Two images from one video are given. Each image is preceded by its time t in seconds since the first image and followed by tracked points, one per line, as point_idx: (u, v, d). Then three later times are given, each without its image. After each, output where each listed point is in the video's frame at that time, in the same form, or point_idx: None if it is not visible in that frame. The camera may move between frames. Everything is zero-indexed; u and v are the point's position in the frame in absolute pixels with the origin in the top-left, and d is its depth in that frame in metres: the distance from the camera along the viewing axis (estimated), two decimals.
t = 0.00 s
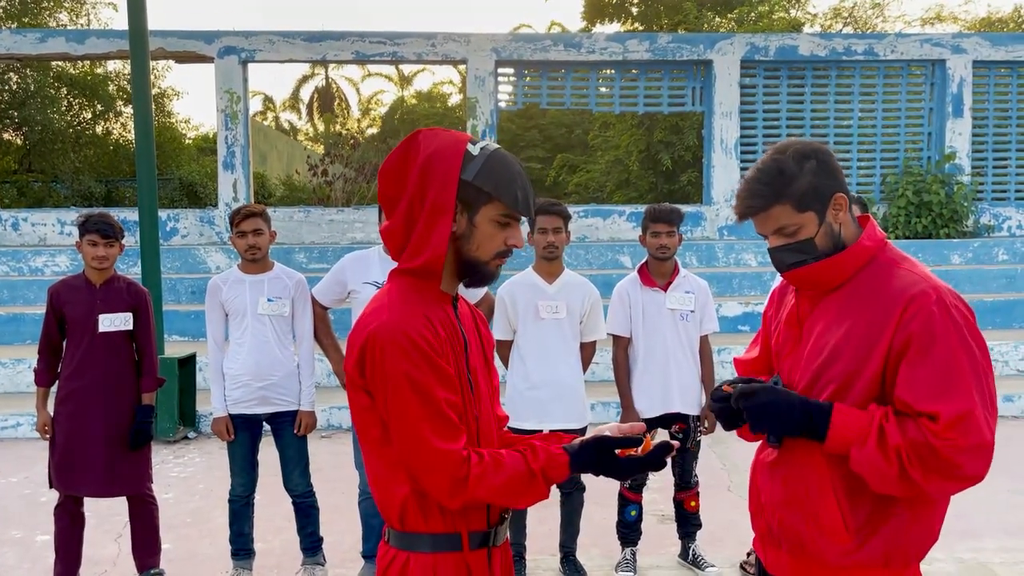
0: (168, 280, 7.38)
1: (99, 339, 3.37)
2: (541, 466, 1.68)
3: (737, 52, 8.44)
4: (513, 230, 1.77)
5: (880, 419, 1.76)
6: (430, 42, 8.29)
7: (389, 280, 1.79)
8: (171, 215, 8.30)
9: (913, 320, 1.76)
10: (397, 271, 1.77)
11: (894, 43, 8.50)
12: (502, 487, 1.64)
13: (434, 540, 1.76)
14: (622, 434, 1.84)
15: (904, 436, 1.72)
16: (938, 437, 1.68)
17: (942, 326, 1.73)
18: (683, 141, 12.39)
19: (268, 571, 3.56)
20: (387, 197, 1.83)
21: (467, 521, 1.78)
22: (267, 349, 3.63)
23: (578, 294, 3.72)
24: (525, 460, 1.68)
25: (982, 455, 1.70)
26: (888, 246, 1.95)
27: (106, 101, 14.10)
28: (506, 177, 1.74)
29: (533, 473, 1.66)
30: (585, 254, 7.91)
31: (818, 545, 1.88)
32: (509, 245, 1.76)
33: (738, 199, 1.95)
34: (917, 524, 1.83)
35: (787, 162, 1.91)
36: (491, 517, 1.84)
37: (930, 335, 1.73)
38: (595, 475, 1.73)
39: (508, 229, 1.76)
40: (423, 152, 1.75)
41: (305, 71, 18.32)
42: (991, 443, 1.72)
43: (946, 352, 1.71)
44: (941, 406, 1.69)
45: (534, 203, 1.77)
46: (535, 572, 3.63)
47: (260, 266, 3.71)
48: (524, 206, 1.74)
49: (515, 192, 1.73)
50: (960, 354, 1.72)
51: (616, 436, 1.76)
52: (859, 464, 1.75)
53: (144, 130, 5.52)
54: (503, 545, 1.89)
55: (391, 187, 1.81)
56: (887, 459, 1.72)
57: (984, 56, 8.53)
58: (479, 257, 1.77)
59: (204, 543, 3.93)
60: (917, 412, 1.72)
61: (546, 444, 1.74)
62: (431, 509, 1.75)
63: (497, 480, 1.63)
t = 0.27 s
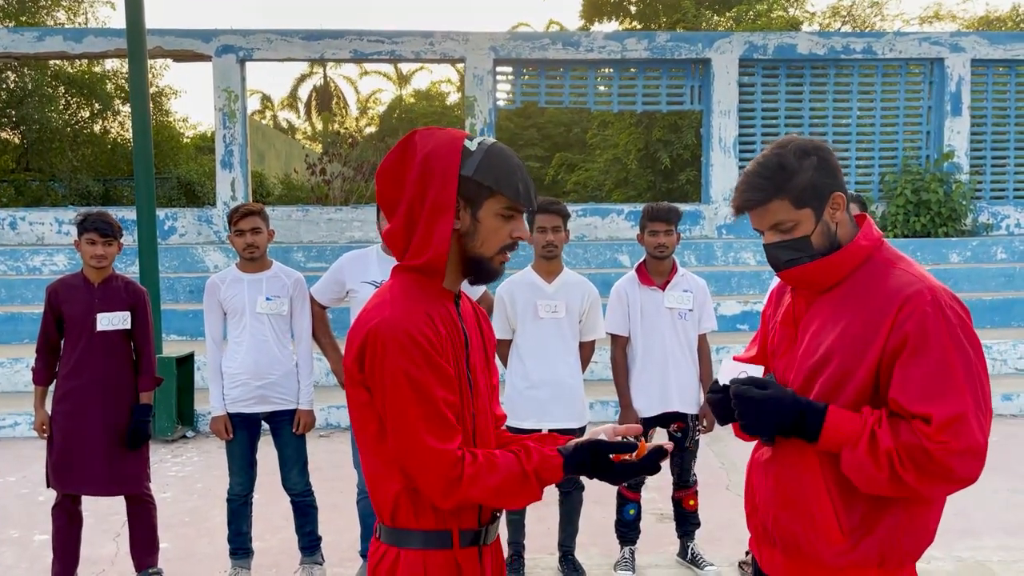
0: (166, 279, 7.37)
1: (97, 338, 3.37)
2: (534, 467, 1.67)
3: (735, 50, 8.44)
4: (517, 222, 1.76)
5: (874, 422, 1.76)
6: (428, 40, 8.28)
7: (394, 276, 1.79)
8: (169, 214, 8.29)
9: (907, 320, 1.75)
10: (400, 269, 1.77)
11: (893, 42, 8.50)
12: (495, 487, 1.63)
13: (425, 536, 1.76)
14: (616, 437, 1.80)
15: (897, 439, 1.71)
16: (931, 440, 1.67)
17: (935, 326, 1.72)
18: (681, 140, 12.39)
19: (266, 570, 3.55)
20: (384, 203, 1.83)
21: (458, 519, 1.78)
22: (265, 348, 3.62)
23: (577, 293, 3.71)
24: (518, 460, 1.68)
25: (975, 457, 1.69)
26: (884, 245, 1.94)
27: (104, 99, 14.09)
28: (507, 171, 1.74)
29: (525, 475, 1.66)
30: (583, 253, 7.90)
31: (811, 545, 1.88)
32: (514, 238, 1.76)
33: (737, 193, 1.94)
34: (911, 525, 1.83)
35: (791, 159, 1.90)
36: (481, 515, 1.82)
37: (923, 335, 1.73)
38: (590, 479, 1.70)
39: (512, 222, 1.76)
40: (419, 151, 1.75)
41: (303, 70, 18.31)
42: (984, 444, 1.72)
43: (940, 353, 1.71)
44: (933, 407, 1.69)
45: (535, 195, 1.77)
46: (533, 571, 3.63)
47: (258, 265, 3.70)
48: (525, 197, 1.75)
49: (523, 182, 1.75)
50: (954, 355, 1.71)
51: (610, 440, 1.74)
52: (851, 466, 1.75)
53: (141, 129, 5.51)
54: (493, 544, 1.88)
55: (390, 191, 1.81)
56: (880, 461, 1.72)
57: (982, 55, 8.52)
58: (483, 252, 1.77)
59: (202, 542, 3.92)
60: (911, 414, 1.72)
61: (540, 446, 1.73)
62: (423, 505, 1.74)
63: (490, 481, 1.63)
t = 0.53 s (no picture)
0: (164, 279, 7.36)
1: (94, 338, 3.36)
2: (515, 474, 1.72)
3: (733, 50, 8.44)
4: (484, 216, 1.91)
5: (862, 408, 1.75)
6: (426, 40, 8.28)
7: (383, 283, 1.74)
8: (167, 213, 8.28)
9: (895, 314, 1.76)
10: (393, 280, 1.74)
11: (890, 41, 8.50)
12: (484, 501, 1.67)
13: (402, 550, 1.76)
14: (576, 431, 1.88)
15: (885, 425, 1.71)
16: (918, 427, 1.67)
17: (922, 319, 1.73)
18: (679, 139, 12.40)
19: (264, 570, 3.55)
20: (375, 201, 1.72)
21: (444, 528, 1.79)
22: (264, 347, 3.62)
23: (576, 293, 3.71)
24: (498, 467, 1.72)
25: (965, 447, 1.69)
26: (874, 243, 1.94)
27: (101, 99, 14.05)
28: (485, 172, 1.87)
29: (507, 480, 1.70)
30: (581, 253, 7.90)
31: (807, 544, 1.88)
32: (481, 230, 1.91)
33: (750, 193, 1.88)
34: (906, 522, 1.83)
35: (804, 158, 1.86)
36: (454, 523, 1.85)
37: (911, 328, 1.73)
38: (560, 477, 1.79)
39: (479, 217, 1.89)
40: (416, 152, 1.72)
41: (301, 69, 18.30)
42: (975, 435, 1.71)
43: (927, 345, 1.71)
44: (922, 395, 1.69)
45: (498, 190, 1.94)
46: (532, 570, 3.63)
47: (256, 264, 3.70)
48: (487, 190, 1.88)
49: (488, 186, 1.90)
50: (943, 348, 1.71)
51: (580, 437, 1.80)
52: (839, 457, 1.75)
53: (139, 128, 5.50)
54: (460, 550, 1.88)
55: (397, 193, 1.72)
56: (867, 450, 1.72)
57: (980, 54, 8.53)
58: (461, 251, 1.83)
59: (200, 542, 3.92)
60: (900, 403, 1.72)
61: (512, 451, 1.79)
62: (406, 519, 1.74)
63: (480, 495, 1.66)
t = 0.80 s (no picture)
0: (162, 279, 7.35)
1: (92, 338, 3.35)
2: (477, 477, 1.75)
3: (731, 49, 8.44)
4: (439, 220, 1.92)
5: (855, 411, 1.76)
6: (424, 40, 8.27)
7: (371, 301, 1.64)
8: (165, 214, 8.27)
9: (887, 315, 1.76)
10: (381, 298, 1.68)
11: (888, 40, 8.51)
12: (462, 514, 1.70)
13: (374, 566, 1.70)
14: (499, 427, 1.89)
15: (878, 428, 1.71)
16: (912, 430, 1.67)
17: (915, 321, 1.72)
18: (677, 139, 12.41)
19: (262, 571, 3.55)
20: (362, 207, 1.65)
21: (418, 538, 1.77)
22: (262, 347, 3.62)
23: (574, 293, 3.71)
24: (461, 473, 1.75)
25: (957, 450, 1.69)
26: (868, 242, 1.93)
27: (99, 99, 14.01)
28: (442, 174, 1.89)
29: (472, 486, 1.72)
30: (580, 252, 7.90)
31: (800, 545, 1.88)
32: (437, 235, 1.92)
33: (741, 194, 1.89)
34: (899, 523, 1.83)
35: (792, 161, 1.86)
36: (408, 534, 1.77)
37: (903, 330, 1.73)
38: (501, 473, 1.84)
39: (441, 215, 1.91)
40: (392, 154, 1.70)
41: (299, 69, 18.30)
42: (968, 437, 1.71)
43: (920, 346, 1.71)
44: (914, 397, 1.68)
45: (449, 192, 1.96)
46: (530, 570, 3.63)
47: (254, 264, 3.70)
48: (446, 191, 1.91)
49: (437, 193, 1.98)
50: (936, 350, 1.71)
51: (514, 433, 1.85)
52: (830, 460, 1.75)
53: (137, 128, 5.49)
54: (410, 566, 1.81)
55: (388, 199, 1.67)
56: (860, 452, 1.72)
57: (979, 53, 8.54)
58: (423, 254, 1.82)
59: (198, 542, 3.92)
60: (892, 405, 1.72)
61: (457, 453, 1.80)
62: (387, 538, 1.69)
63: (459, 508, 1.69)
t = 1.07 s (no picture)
0: (160, 279, 7.35)
1: (91, 339, 3.34)
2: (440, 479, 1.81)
3: (730, 50, 8.45)
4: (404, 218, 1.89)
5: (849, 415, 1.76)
6: (422, 40, 8.27)
7: (351, 305, 1.63)
8: (163, 214, 8.26)
9: (880, 318, 1.76)
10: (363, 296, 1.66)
11: (886, 40, 8.51)
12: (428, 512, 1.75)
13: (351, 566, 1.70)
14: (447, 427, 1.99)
15: (875, 434, 1.71)
16: (907, 436, 1.67)
17: (908, 324, 1.73)
18: (676, 139, 12.42)
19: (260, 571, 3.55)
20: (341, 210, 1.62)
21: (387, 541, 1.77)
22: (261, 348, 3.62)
23: (572, 293, 3.71)
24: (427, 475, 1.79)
25: (951, 453, 1.69)
26: (862, 243, 1.93)
27: (97, 99, 13.98)
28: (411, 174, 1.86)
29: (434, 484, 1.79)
30: (578, 253, 7.90)
31: (793, 546, 1.89)
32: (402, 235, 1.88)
33: (729, 197, 1.90)
34: (889, 525, 1.84)
35: (780, 164, 1.87)
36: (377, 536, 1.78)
37: (896, 333, 1.73)
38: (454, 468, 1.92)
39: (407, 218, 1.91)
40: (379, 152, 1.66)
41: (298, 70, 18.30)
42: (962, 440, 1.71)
43: (914, 349, 1.71)
44: (910, 400, 1.68)
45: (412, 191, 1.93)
46: (529, 570, 3.63)
47: (251, 264, 3.69)
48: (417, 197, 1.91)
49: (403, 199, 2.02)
50: (929, 353, 1.71)
51: (462, 432, 1.95)
52: (825, 463, 1.75)
53: (134, 129, 5.48)
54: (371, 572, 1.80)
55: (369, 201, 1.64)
56: (855, 458, 1.72)
57: (976, 53, 8.55)
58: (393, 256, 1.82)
59: (196, 543, 3.92)
60: (885, 409, 1.72)
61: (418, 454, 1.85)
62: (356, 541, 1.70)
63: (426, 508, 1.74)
